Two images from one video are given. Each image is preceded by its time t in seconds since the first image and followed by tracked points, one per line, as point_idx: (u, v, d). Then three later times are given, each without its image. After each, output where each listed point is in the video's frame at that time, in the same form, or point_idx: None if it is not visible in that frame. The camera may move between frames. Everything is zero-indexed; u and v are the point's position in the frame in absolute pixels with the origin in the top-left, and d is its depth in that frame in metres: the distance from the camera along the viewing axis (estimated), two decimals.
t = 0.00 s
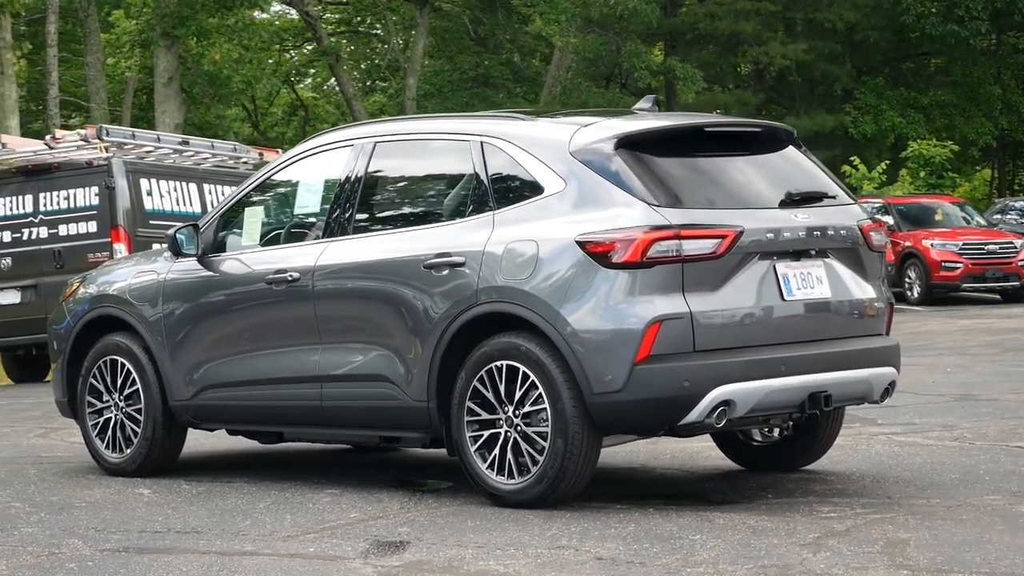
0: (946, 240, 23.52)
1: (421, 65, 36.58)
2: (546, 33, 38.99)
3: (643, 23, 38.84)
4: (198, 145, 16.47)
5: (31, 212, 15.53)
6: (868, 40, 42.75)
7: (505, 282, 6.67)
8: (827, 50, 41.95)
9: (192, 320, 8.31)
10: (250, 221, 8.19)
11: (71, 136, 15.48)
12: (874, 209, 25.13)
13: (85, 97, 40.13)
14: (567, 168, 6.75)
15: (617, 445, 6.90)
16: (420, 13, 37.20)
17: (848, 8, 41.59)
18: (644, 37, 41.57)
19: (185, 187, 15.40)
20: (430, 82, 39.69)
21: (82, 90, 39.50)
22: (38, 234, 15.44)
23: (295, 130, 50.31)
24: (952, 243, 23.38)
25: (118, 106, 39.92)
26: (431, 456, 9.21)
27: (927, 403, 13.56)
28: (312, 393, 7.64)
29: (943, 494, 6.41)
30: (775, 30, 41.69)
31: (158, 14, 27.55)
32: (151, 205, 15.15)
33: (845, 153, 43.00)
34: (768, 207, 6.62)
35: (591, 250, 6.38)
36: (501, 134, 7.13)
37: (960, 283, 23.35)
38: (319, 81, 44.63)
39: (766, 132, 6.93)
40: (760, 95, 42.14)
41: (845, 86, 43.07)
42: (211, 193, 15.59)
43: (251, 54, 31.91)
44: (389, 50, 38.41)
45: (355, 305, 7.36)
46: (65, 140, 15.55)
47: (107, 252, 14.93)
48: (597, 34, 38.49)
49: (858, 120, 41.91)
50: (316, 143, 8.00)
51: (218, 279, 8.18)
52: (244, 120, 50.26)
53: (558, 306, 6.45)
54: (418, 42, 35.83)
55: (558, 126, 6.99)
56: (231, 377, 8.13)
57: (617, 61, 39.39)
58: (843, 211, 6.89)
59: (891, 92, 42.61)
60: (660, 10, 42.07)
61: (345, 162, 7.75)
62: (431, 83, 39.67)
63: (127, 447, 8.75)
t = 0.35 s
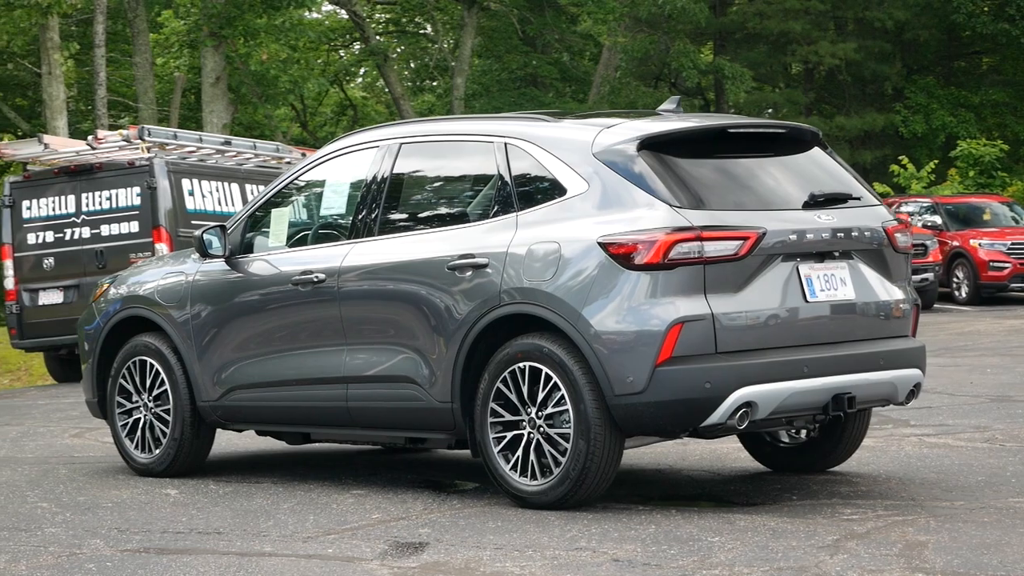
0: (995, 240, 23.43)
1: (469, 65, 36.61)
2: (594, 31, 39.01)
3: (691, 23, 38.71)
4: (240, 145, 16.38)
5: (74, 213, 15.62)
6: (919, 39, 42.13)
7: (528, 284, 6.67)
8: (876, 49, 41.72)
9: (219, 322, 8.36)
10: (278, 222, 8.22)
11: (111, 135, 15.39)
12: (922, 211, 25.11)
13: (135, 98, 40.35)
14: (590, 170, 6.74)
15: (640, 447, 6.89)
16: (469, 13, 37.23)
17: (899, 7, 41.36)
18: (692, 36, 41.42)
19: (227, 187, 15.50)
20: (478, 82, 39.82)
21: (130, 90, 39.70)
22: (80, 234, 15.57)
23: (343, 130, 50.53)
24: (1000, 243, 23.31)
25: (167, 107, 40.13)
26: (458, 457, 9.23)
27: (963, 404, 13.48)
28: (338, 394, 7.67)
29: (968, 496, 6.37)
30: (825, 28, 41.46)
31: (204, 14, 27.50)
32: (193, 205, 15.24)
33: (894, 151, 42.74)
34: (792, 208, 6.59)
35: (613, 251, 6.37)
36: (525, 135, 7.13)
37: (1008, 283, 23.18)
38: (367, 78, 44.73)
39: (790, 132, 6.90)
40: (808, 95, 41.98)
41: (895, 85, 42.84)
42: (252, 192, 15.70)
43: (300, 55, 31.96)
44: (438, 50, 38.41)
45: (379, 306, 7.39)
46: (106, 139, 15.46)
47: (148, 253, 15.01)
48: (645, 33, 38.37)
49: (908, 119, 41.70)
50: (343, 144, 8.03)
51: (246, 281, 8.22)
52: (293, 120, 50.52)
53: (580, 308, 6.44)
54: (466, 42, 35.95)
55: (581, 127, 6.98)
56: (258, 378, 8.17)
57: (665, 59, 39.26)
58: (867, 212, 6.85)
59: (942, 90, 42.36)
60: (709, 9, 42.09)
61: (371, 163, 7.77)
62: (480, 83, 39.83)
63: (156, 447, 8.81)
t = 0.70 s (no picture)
0: None
1: (506, 64, 36.63)
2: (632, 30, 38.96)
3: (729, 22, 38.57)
4: (272, 145, 16.38)
5: (105, 213, 15.70)
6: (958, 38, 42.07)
7: (543, 284, 6.65)
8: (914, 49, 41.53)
9: (238, 323, 8.38)
10: (296, 223, 8.24)
11: (143, 135, 15.38)
12: (959, 210, 24.99)
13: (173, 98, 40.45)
14: (604, 170, 6.73)
15: (654, 448, 6.87)
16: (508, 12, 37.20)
17: (938, 7, 41.15)
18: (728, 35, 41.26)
19: (258, 187, 15.56)
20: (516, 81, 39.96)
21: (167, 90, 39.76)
22: (111, 233, 15.67)
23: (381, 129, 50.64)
24: None
25: (206, 106, 40.21)
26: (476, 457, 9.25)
27: (987, 405, 13.45)
28: (354, 394, 7.68)
29: (983, 498, 6.36)
30: (864, 28, 41.28)
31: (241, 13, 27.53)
32: (223, 205, 15.31)
33: (931, 150, 42.54)
34: (807, 208, 6.57)
35: (627, 253, 6.34)
36: (541, 136, 7.12)
37: None
38: (402, 75, 44.68)
39: (806, 133, 6.89)
40: (847, 95, 41.85)
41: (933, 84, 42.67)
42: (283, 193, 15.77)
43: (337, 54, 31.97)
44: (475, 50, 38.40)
45: (395, 307, 7.39)
46: (137, 140, 15.44)
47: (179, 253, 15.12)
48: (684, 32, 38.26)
49: (947, 119, 41.53)
50: (361, 145, 8.03)
51: (265, 281, 8.23)
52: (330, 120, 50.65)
53: (594, 309, 6.42)
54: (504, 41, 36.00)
55: (596, 127, 6.97)
56: (276, 378, 8.19)
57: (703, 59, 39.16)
58: (883, 213, 6.82)
59: (980, 90, 42.17)
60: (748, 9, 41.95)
61: (388, 164, 7.78)
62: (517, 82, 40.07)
63: (174, 447, 8.85)
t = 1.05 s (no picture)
0: None
1: (532, 61, 36.58)
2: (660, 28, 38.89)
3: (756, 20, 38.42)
4: (293, 144, 16.67)
5: (124, 212, 15.71)
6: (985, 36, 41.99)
7: (545, 282, 6.63)
8: (941, 46, 41.40)
9: (244, 322, 8.38)
10: (301, 222, 8.23)
11: (163, 133, 15.56)
12: (983, 208, 25.04)
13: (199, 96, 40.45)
14: (606, 167, 6.70)
15: (655, 447, 6.84)
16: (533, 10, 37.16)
17: (966, 4, 40.99)
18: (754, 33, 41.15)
19: (278, 185, 15.67)
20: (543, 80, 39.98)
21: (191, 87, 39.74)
22: (131, 232, 15.67)
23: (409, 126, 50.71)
24: None
25: (231, 105, 40.27)
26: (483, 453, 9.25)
27: (999, 404, 13.40)
28: (359, 393, 7.66)
29: (985, 498, 6.33)
30: (891, 25, 41.13)
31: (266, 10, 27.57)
32: (243, 204, 15.40)
33: (958, 149, 42.33)
34: (810, 207, 6.54)
35: (628, 251, 6.31)
36: (544, 133, 7.08)
37: None
38: (428, 73, 44.63)
39: (809, 131, 6.86)
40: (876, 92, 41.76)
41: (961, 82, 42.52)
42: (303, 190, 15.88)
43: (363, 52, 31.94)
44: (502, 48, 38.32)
45: (399, 306, 7.37)
46: (157, 138, 15.60)
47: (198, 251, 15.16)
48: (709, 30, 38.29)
49: (975, 117, 41.38)
50: (366, 143, 8.01)
51: (270, 279, 8.22)
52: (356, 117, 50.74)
53: (595, 307, 6.39)
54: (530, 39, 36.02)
55: (600, 125, 6.93)
56: (282, 376, 8.18)
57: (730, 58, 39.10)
58: (887, 211, 6.78)
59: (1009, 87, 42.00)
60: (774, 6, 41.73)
61: (392, 162, 7.76)
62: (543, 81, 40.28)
63: (181, 445, 8.87)
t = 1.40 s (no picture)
0: None
1: (549, 59, 36.44)
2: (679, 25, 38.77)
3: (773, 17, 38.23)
4: (303, 140, 16.82)
5: (135, 208, 15.73)
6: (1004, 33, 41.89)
7: (539, 279, 6.61)
8: (960, 44, 41.31)
9: (242, 319, 8.37)
10: (298, 219, 8.22)
11: (173, 130, 15.49)
12: (999, 205, 24.97)
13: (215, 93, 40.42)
14: (601, 164, 6.68)
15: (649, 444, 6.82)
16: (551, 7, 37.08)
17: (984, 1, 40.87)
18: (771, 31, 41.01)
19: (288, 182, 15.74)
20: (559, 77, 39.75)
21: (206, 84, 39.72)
22: (141, 229, 15.70)
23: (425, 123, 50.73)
24: None
25: (247, 102, 40.27)
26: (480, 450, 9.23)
27: (1003, 401, 13.37)
28: (354, 390, 7.65)
29: (980, 496, 6.31)
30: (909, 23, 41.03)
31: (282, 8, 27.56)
32: (253, 200, 15.44)
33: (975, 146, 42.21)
34: (804, 204, 6.51)
35: (621, 247, 6.29)
36: (539, 130, 7.06)
37: None
38: (445, 69, 44.51)
39: (805, 129, 6.84)
40: (893, 89, 41.68)
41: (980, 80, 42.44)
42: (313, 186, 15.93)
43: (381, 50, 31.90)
44: (520, 45, 38.23)
45: (394, 303, 7.35)
46: (167, 136, 15.54)
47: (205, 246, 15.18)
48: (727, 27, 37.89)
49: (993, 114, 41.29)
50: (363, 139, 7.99)
51: (268, 276, 8.21)
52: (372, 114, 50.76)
53: (588, 305, 6.37)
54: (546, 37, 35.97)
55: (595, 122, 6.91)
56: (279, 373, 8.17)
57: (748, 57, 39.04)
58: (883, 208, 6.75)
59: None
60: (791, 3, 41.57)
61: (388, 158, 7.73)
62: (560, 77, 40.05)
63: (179, 442, 8.87)
